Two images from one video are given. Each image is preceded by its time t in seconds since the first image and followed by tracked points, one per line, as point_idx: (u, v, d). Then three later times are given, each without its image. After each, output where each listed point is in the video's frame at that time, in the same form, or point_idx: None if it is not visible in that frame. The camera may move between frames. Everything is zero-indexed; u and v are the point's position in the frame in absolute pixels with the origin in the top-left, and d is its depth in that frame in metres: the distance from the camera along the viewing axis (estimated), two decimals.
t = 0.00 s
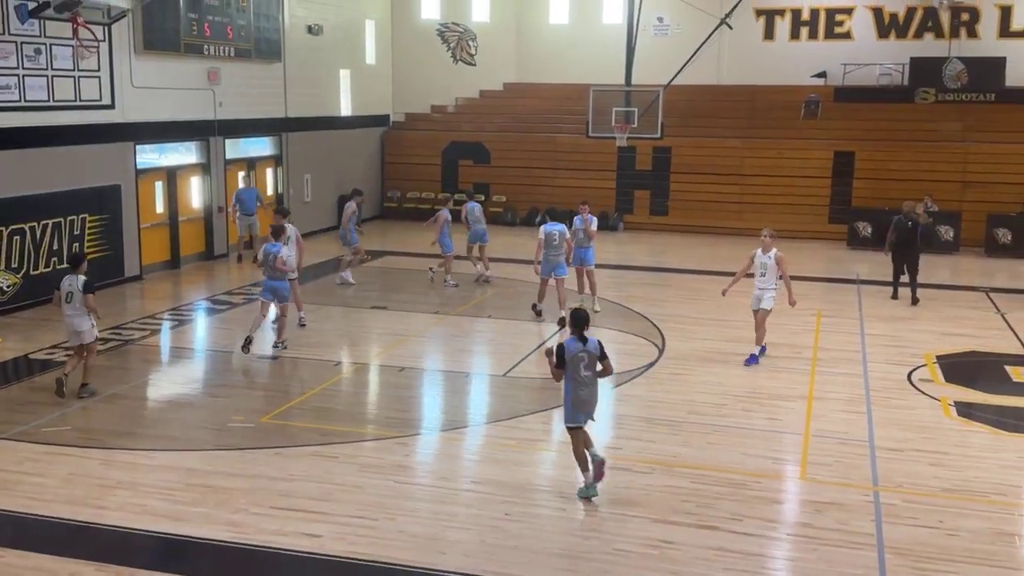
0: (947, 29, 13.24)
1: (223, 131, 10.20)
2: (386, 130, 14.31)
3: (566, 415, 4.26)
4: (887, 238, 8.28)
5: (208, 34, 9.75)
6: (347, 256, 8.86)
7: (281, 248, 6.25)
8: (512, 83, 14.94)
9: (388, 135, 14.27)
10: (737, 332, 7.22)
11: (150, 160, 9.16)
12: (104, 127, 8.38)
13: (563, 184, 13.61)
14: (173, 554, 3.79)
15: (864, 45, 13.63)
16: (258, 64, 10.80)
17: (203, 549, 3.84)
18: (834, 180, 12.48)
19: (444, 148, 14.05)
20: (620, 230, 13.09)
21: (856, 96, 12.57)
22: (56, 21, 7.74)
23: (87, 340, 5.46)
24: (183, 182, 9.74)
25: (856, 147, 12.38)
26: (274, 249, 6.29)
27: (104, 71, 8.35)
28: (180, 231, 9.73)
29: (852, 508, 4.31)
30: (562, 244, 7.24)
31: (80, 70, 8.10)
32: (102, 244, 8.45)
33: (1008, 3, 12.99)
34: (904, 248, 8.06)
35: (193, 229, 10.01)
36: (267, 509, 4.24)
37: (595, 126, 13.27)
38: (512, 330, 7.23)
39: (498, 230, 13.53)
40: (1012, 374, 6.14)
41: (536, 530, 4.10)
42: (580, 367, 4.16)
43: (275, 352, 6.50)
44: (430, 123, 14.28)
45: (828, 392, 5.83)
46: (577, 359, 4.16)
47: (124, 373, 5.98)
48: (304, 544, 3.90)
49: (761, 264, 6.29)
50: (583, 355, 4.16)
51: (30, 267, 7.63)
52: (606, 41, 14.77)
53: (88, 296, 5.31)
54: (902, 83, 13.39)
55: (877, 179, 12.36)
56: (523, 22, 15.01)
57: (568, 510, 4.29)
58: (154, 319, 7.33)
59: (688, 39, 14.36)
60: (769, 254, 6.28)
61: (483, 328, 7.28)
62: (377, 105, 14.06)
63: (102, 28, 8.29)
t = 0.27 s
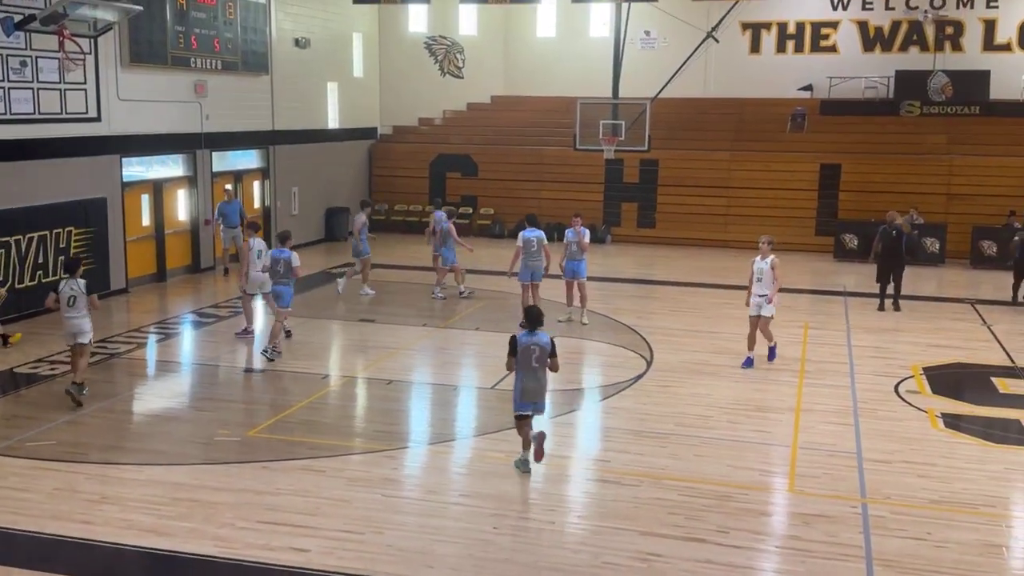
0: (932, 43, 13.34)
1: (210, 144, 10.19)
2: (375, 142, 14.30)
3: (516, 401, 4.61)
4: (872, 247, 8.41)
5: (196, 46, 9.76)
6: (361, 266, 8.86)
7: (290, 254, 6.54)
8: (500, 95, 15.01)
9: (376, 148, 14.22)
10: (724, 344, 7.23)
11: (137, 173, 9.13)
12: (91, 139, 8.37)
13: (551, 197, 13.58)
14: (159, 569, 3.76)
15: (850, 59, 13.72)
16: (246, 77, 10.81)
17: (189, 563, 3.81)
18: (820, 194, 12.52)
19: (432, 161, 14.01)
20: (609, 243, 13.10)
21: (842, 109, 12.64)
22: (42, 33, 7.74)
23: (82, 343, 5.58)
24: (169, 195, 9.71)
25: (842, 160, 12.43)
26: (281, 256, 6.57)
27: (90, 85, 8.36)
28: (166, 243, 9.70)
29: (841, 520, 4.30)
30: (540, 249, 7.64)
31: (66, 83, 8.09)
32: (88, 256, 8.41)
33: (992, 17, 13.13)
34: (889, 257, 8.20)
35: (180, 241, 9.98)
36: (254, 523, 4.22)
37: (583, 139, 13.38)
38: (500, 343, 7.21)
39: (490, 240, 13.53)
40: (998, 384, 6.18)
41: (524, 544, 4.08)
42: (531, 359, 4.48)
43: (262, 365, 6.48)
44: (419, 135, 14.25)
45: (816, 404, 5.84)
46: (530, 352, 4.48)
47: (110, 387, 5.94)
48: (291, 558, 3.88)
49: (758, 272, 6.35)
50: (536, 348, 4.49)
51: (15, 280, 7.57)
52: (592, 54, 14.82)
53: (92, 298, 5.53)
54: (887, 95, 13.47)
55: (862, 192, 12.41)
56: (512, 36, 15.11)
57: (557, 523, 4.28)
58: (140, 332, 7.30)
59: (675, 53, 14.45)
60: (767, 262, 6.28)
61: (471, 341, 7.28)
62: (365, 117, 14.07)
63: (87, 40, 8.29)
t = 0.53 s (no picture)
0: (924, 50, 13.38)
1: (203, 150, 10.18)
2: (368, 149, 14.29)
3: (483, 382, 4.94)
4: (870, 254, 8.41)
5: (189, 53, 9.77)
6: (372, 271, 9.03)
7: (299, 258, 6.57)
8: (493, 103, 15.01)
9: (369, 155, 14.24)
10: (718, 350, 7.24)
11: (131, 180, 9.11)
12: (84, 146, 8.37)
13: (544, 204, 13.57)
14: None
15: (841, 66, 13.77)
16: (239, 83, 10.82)
17: (182, 571, 3.80)
18: (813, 201, 12.54)
19: (426, 168, 14.00)
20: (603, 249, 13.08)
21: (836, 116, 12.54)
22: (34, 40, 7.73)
23: (88, 336, 5.93)
24: (162, 202, 9.67)
25: (836, 166, 12.46)
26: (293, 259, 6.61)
27: (83, 92, 8.35)
28: (159, 251, 9.67)
29: (836, 526, 4.30)
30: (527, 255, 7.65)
31: (59, 89, 8.09)
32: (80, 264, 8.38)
33: (984, 24, 13.17)
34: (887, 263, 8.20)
35: (173, 248, 9.96)
36: (247, 531, 4.21)
37: (576, 147, 13.34)
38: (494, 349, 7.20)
39: (486, 245, 13.51)
40: (993, 391, 6.18)
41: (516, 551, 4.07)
42: (496, 340, 4.85)
43: (255, 372, 6.46)
44: (413, 142, 14.21)
45: (811, 411, 5.84)
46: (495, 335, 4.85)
47: (102, 394, 5.92)
48: (285, 566, 3.87)
49: (767, 277, 6.44)
50: (501, 331, 4.86)
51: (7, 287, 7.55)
52: (585, 61, 14.84)
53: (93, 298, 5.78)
54: (879, 102, 13.52)
55: (855, 199, 12.47)
56: (505, 44, 15.12)
57: (549, 530, 4.28)
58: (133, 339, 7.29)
59: (668, 60, 14.46)
60: (774, 268, 6.38)
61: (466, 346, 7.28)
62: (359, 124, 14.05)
63: (80, 47, 8.28)
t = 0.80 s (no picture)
0: (951, 52, 13.23)
1: (228, 154, 10.29)
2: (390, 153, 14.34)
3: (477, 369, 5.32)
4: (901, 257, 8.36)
5: (215, 58, 9.87)
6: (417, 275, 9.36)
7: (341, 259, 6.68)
8: (515, 106, 14.95)
9: (392, 158, 14.27)
10: (741, 355, 7.19)
11: (157, 183, 9.23)
12: (112, 150, 8.49)
13: (567, 208, 13.55)
14: None
15: (866, 67, 13.63)
16: (264, 88, 10.91)
17: (209, 570, 3.85)
18: (839, 204, 12.43)
19: (449, 172, 13.97)
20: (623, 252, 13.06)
21: (861, 118, 12.56)
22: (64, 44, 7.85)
23: (132, 335, 6.28)
24: (189, 204, 9.80)
25: (861, 168, 12.35)
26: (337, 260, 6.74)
27: (111, 96, 8.46)
28: (186, 252, 9.79)
29: (860, 532, 4.27)
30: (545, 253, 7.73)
31: (88, 93, 8.21)
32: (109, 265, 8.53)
33: (1011, 26, 13.01)
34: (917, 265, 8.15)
35: (199, 249, 10.09)
36: (271, 531, 4.25)
37: (599, 149, 13.55)
38: (516, 352, 7.22)
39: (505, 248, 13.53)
40: None
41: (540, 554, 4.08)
42: (488, 330, 5.21)
43: (279, 373, 6.52)
44: (436, 145, 14.30)
45: (835, 416, 5.79)
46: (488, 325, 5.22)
47: (129, 395, 6.00)
48: (309, 566, 3.90)
49: (806, 277, 6.40)
50: (493, 323, 5.20)
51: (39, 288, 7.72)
52: (607, 63, 14.84)
53: (133, 296, 6.13)
54: (905, 105, 13.38)
55: (882, 202, 12.32)
56: (527, 45, 15.10)
57: (572, 532, 4.28)
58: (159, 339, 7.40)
59: (691, 61, 14.40)
60: (813, 268, 6.40)
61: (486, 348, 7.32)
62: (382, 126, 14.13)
63: (109, 51, 8.40)
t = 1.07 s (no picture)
0: (995, 45, 12.92)
1: (247, 151, 10.22)
2: (413, 149, 14.20)
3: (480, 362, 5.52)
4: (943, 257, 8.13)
5: (234, 52, 9.82)
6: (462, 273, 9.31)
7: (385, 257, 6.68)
8: (542, 102, 14.67)
9: (414, 155, 14.13)
10: (774, 359, 7.01)
11: (176, 181, 9.16)
12: (130, 146, 8.44)
13: (594, 206, 13.40)
14: None
15: (907, 60, 13.36)
16: (285, 83, 10.85)
17: None
18: (878, 203, 12.21)
19: (473, 168, 13.86)
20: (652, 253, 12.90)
21: (899, 114, 12.32)
22: (80, 38, 7.76)
23: (157, 330, 6.25)
24: (207, 203, 9.72)
25: (902, 166, 12.10)
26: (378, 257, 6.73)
27: (128, 90, 8.40)
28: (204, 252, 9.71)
29: (900, 545, 4.07)
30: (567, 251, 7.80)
31: (104, 88, 8.14)
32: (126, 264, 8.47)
33: None
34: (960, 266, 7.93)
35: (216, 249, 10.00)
36: (288, 537, 4.12)
37: (628, 146, 13.34)
38: (539, 355, 7.06)
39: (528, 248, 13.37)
40: None
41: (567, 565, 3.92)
42: (492, 325, 5.38)
43: (298, 376, 6.40)
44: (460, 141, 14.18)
45: (872, 424, 5.59)
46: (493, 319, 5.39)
47: (146, 397, 5.90)
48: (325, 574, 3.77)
49: (853, 275, 6.22)
50: (497, 318, 5.35)
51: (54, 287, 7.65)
52: (636, 56, 14.49)
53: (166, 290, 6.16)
54: (948, 100, 13.13)
55: (923, 201, 12.08)
56: (553, 37, 14.76)
57: (598, 541, 4.12)
58: (174, 341, 7.29)
59: (725, 53, 14.13)
60: (860, 265, 6.19)
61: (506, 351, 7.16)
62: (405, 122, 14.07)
63: (126, 45, 8.32)
